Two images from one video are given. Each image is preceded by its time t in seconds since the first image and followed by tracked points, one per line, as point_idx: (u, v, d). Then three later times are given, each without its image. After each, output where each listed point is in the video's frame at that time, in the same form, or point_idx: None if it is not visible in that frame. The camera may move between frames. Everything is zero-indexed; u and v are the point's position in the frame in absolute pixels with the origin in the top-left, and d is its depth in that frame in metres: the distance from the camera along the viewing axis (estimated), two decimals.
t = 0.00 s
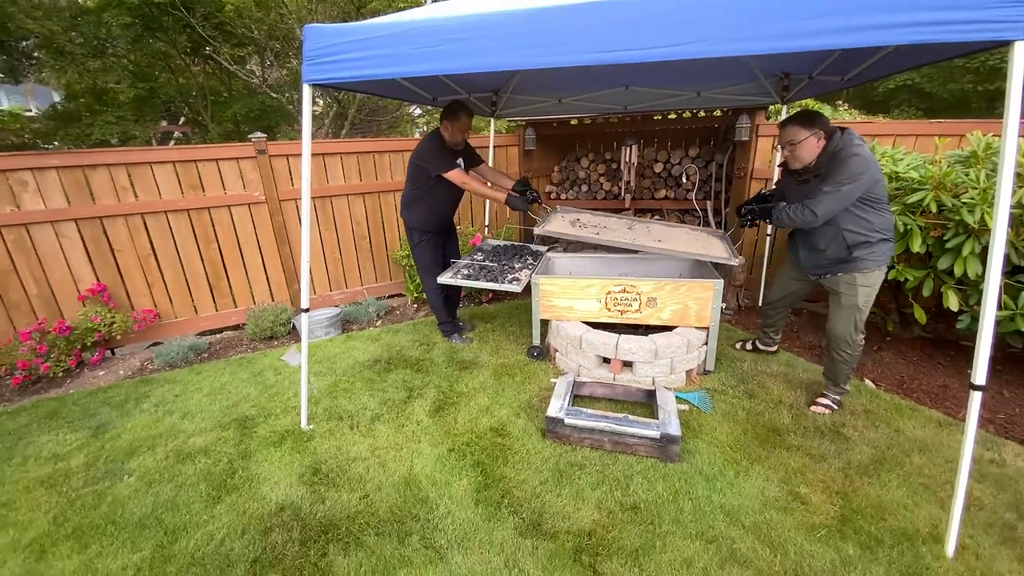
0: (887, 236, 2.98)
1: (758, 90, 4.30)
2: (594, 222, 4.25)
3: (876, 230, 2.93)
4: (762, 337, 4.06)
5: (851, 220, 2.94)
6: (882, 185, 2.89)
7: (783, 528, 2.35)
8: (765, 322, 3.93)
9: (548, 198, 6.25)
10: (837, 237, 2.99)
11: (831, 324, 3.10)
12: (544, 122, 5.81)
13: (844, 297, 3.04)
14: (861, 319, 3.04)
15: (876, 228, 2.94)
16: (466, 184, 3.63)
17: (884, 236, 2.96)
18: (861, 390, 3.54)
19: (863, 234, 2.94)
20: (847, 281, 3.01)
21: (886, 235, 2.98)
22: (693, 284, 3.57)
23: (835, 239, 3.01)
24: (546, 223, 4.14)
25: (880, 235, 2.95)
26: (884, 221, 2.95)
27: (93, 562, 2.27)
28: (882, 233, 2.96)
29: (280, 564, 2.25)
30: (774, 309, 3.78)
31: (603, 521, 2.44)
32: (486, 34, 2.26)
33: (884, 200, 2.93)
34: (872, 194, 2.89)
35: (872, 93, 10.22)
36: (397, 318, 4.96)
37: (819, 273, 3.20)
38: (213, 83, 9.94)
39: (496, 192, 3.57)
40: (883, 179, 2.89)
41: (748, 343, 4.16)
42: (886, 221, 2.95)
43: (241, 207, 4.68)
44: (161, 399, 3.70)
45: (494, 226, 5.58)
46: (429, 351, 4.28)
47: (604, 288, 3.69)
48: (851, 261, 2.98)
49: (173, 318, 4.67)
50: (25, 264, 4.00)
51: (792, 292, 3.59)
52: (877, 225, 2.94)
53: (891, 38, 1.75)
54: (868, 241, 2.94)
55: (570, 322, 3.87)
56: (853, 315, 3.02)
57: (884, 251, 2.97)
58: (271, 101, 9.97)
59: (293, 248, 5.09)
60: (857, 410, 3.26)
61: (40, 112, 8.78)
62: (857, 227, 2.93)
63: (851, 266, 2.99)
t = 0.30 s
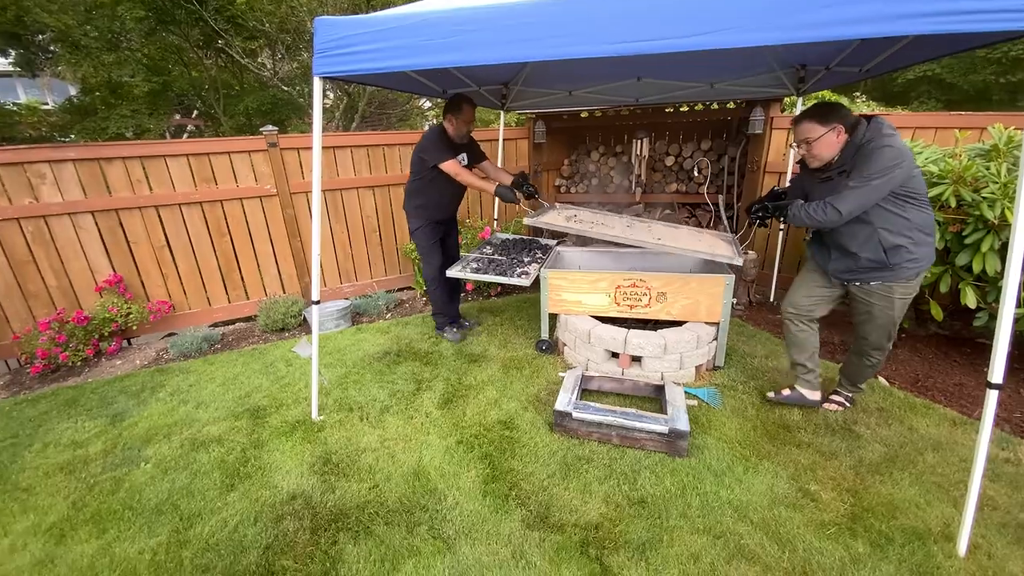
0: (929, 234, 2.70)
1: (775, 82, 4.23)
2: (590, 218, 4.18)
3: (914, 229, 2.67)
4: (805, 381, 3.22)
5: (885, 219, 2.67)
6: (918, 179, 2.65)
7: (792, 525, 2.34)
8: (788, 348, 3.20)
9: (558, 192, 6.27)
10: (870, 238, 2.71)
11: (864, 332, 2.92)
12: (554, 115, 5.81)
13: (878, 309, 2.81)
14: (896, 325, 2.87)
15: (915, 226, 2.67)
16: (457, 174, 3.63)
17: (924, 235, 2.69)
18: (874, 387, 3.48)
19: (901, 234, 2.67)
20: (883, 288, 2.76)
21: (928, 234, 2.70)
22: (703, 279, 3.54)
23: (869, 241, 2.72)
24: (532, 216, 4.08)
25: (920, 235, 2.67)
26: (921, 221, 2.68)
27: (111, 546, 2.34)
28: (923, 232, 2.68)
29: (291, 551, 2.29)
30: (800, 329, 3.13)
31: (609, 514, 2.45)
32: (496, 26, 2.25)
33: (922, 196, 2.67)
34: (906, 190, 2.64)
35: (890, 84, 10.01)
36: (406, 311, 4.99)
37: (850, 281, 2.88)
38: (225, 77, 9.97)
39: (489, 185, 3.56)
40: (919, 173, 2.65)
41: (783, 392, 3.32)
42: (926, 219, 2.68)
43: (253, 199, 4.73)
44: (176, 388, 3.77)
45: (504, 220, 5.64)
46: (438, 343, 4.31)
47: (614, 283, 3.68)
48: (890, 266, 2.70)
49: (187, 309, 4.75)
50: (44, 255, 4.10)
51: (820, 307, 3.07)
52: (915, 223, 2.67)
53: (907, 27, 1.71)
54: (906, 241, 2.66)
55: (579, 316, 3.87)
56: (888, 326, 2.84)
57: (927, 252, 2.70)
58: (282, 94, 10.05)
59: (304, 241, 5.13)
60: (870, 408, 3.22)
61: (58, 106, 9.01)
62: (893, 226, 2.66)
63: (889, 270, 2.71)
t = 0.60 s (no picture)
0: (936, 244, 2.42)
1: (787, 76, 4.18)
2: (579, 223, 4.18)
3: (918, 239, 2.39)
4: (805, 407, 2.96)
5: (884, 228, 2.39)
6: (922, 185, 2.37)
7: (799, 524, 2.32)
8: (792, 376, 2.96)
9: (566, 187, 6.27)
10: (868, 249, 2.44)
11: (860, 355, 2.67)
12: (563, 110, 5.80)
13: (878, 330, 2.53)
14: (903, 348, 2.54)
15: (921, 237, 2.38)
16: (443, 172, 3.61)
17: (931, 245, 2.40)
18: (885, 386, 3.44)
19: (903, 245, 2.39)
20: (884, 304, 2.49)
21: (934, 244, 2.41)
22: (711, 277, 3.51)
23: (866, 253, 2.44)
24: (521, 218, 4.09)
25: (924, 246, 2.39)
26: (927, 231, 2.39)
27: (125, 535, 2.38)
28: (929, 242, 2.40)
29: (300, 542, 2.32)
30: (801, 354, 2.90)
31: (615, 511, 2.45)
32: (506, 19, 2.24)
33: (927, 202, 2.39)
34: (908, 197, 2.36)
35: (906, 78, 9.82)
36: (414, 306, 5.02)
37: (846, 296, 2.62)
38: (236, 73, 9.89)
39: (472, 182, 3.55)
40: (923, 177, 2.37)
41: (784, 416, 3.05)
42: (932, 228, 2.40)
43: (262, 194, 4.77)
44: (188, 380, 3.83)
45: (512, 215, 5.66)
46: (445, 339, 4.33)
47: (621, 279, 3.66)
48: (889, 280, 2.43)
49: (199, 303, 4.81)
50: (59, 249, 4.17)
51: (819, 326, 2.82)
52: (919, 233, 2.38)
53: (927, 19, 1.66)
54: (908, 253, 2.39)
55: (587, 312, 3.86)
56: (890, 347, 2.54)
57: (934, 263, 2.43)
58: (291, 89, 10.11)
59: (313, 237, 5.17)
60: (881, 407, 3.18)
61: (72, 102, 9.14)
62: (893, 237, 2.39)
63: (889, 284, 2.44)
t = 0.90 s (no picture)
0: (941, 261, 2.09)
1: (795, 72, 4.14)
2: (567, 223, 4.04)
3: (918, 255, 2.06)
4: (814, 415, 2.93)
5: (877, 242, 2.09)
6: (927, 195, 2.03)
7: (805, 524, 2.31)
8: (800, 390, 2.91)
9: (572, 185, 6.27)
10: (856, 263, 2.17)
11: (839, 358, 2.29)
12: (569, 108, 5.79)
13: (860, 326, 2.19)
14: (885, 370, 2.13)
15: (922, 254, 2.06)
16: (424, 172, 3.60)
17: (933, 263, 2.08)
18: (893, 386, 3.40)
19: (894, 258, 2.09)
20: (868, 307, 2.18)
21: (939, 262, 2.09)
22: (718, 275, 3.49)
23: (853, 266, 2.18)
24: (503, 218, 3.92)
25: (925, 263, 2.06)
26: (927, 244, 2.06)
27: (134, 527, 2.41)
28: (931, 259, 2.07)
29: (306, 536, 2.34)
30: (797, 365, 2.83)
31: (619, 508, 2.45)
32: (512, 17, 2.23)
33: (932, 214, 2.05)
34: (907, 208, 2.02)
35: (917, 75, 9.69)
36: (419, 303, 5.03)
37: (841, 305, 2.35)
38: (243, 70, 10.05)
39: (454, 181, 3.52)
40: (929, 186, 2.03)
41: (790, 416, 3.05)
42: (936, 243, 2.07)
43: (269, 191, 4.79)
44: (196, 375, 3.87)
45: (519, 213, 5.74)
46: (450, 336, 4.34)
47: (627, 277, 3.65)
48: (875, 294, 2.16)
49: (207, 299, 4.85)
50: (70, 245, 4.22)
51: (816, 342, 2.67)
52: (920, 249, 2.06)
53: (938, 15, 1.65)
54: (904, 271, 2.08)
55: (592, 310, 3.85)
56: (865, 345, 2.16)
57: (938, 282, 2.10)
58: (298, 87, 10.15)
59: (320, 234, 5.20)
60: (889, 407, 3.15)
61: (82, 100, 9.24)
62: (885, 251, 2.09)
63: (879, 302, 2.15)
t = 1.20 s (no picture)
0: (938, 286, 1.87)
1: (799, 70, 4.13)
2: (548, 222, 3.68)
3: (904, 281, 1.86)
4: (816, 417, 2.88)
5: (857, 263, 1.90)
6: (918, 210, 1.81)
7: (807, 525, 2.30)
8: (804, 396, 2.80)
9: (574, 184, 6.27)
10: (835, 288, 2.00)
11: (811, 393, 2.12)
12: (572, 107, 5.80)
13: (836, 360, 2.03)
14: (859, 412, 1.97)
15: (910, 278, 1.85)
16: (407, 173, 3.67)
17: (925, 289, 1.86)
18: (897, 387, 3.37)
19: (878, 285, 1.90)
20: (852, 335, 2.00)
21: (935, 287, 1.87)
22: (721, 274, 3.48)
23: (833, 290, 2.02)
24: (483, 214, 3.67)
25: (914, 289, 1.86)
26: (917, 267, 1.85)
27: (138, 524, 2.43)
28: (923, 285, 1.86)
29: (309, 534, 2.35)
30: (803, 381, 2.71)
31: (621, 508, 2.45)
32: (515, 16, 2.23)
33: (927, 233, 1.82)
34: (890, 228, 1.81)
35: (922, 74, 9.63)
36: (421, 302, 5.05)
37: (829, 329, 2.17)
38: (246, 69, 9.91)
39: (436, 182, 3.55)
40: (920, 200, 1.81)
41: (792, 417, 3.04)
42: (932, 265, 1.84)
43: (273, 190, 4.81)
44: (199, 373, 3.89)
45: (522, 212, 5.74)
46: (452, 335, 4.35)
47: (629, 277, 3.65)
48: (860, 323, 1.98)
49: (210, 298, 4.86)
50: (74, 243, 4.24)
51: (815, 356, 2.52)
52: (909, 273, 1.85)
53: (941, 13, 1.65)
54: (889, 298, 1.89)
55: (594, 310, 3.84)
56: (836, 382, 2.01)
57: (933, 312, 1.88)
58: (300, 86, 10.16)
59: (322, 233, 5.21)
60: (893, 408, 3.14)
61: (86, 99, 9.29)
62: (865, 275, 1.91)
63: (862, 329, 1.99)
